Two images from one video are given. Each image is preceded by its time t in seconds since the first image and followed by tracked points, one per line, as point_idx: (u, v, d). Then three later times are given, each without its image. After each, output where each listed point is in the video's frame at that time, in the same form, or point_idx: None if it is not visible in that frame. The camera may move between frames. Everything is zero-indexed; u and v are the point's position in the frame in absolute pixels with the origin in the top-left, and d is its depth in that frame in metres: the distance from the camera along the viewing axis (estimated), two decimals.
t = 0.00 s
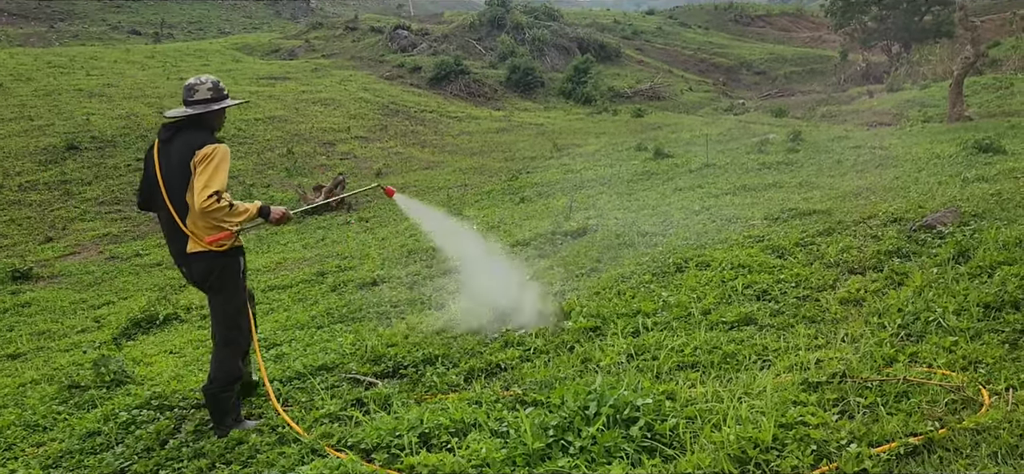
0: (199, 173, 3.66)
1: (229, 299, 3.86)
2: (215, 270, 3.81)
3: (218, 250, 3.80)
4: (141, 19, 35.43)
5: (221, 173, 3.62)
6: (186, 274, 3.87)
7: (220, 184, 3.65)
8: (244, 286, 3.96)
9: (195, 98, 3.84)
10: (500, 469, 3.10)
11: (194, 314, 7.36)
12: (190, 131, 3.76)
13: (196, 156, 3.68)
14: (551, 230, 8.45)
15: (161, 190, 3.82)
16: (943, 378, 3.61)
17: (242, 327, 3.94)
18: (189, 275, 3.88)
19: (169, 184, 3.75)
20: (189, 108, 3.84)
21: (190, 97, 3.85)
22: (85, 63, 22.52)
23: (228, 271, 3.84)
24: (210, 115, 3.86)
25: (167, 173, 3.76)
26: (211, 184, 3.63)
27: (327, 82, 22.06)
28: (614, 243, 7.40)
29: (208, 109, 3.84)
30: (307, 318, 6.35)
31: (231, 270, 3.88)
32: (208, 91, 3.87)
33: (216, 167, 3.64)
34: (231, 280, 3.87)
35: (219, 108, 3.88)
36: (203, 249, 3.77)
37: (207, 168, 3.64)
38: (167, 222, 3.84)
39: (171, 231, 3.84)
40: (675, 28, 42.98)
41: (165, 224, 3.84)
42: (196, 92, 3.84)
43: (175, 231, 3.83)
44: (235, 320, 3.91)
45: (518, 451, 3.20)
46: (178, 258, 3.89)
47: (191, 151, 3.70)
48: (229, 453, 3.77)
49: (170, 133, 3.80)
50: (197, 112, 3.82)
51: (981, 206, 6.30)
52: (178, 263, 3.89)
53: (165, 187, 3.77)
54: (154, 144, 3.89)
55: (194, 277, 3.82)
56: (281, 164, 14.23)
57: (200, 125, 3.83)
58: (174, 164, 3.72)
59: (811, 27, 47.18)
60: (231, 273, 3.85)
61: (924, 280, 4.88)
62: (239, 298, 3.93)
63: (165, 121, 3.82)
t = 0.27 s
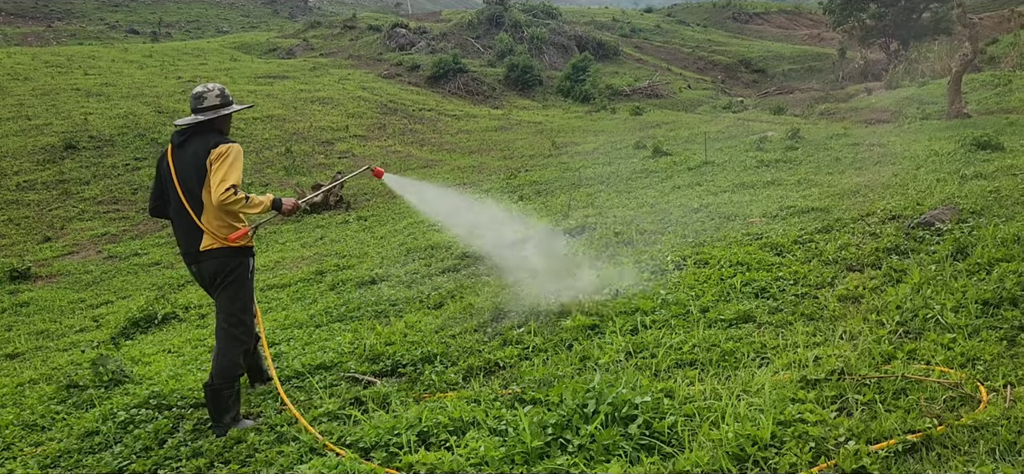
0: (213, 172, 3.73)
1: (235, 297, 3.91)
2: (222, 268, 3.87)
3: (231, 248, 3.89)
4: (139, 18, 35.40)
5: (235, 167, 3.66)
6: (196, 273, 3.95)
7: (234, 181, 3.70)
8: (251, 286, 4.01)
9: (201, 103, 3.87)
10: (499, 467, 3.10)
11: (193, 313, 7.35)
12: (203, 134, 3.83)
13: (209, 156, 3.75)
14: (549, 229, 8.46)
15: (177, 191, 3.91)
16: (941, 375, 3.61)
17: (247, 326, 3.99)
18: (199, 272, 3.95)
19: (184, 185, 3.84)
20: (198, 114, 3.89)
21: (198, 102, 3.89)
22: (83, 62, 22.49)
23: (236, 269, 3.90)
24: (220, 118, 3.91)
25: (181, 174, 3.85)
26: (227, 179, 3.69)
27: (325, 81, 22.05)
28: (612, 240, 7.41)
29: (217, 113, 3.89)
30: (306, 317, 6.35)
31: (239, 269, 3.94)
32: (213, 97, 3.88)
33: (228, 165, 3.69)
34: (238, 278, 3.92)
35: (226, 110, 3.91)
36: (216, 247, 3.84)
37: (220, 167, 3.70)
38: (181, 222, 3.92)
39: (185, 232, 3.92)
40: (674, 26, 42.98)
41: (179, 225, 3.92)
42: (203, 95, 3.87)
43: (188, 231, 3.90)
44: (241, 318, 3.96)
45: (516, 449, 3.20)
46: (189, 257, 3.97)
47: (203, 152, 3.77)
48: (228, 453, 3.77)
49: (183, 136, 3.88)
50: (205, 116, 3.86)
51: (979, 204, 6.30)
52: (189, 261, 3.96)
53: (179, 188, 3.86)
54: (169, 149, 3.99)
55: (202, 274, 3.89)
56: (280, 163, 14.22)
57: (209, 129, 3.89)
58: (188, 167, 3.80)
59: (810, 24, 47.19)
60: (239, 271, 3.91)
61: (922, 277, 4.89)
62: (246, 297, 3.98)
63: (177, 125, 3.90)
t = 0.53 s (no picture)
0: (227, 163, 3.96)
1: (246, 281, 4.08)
2: (234, 253, 4.04)
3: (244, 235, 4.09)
4: (136, 16, 35.31)
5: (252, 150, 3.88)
6: (207, 260, 4.12)
7: (252, 168, 3.93)
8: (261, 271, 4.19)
9: (203, 101, 4.06)
10: (498, 464, 3.10)
11: (191, 311, 7.34)
12: (212, 129, 4.05)
13: (223, 149, 3.98)
14: (547, 225, 8.48)
15: (187, 185, 4.10)
16: (938, 371, 3.62)
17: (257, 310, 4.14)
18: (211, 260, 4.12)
19: (196, 177, 4.03)
20: (198, 113, 4.06)
21: (198, 101, 4.08)
22: (79, 60, 22.42)
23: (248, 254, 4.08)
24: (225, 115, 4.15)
25: (192, 168, 4.05)
26: (248, 166, 3.92)
27: (322, 78, 22.01)
28: (611, 238, 7.41)
29: (221, 109, 4.11)
30: (304, 315, 6.34)
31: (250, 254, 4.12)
32: (215, 96, 4.09)
33: (244, 154, 3.93)
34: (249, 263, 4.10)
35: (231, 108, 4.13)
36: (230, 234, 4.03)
37: (236, 157, 3.93)
38: (193, 214, 4.10)
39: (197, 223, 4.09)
40: (671, 22, 42.98)
41: (192, 217, 4.09)
42: (206, 92, 4.08)
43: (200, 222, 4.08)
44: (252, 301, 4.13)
45: (515, 446, 3.20)
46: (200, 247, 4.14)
47: (216, 145, 4.00)
48: (226, 451, 3.76)
49: (191, 132, 4.08)
50: (210, 112, 4.08)
51: (976, 200, 6.31)
52: (200, 251, 4.13)
53: (190, 181, 4.05)
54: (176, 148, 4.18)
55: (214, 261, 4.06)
56: (277, 161, 14.19)
57: (216, 124, 4.10)
58: (201, 161, 4.02)
59: (807, 21, 47.17)
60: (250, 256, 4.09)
61: (920, 273, 4.89)
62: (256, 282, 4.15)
63: (183, 123, 4.08)
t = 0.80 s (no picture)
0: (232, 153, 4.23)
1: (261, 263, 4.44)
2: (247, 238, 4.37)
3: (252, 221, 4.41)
4: (132, 14, 35.20)
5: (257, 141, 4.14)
6: (215, 248, 4.35)
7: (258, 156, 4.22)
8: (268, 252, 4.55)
9: (200, 93, 4.26)
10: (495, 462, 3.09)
11: (188, 310, 7.33)
12: (214, 120, 4.30)
13: (226, 139, 4.25)
14: (545, 223, 8.47)
15: (193, 176, 4.33)
16: (936, 366, 3.63)
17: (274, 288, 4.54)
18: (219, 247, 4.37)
19: (203, 167, 4.27)
20: (196, 104, 4.27)
21: (195, 92, 4.27)
22: (75, 58, 22.34)
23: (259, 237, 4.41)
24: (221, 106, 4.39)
25: (197, 158, 4.28)
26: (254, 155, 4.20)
27: (319, 76, 21.96)
28: (608, 235, 7.41)
29: (218, 100, 4.33)
30: (301, 312, 6.33)
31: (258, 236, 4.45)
32: (212, 86, 4.29)
33: (249, 144, 4.21)
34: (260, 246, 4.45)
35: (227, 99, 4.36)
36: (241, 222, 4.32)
37: (241, 147, 4.20)
38: (202, 204, 4.33)
39: (204, 212, 4.33)
40: (669, 20, 42.98)
41: (202, 206, 4.32)
42: (202, 84, 4.27)
43: (208, 211, 4.32)
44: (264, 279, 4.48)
45: (512, 444, 3.20)
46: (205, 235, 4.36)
47: (219, 136, 4.25)
48: (224, 449, 3.76)
49: (193, 124, 4.31)
50: (207, 102, 4.28)
51: (973, 196, 6.31)
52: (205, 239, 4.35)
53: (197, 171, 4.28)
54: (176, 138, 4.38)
55: (227, 247, 4.33)
56: (274, 159, 14.17)
57: (214, 115, 4.34)
58: (206, 152, 4.25)
59: (804, 18, 47.16)
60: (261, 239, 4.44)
61: (917, 269, 4.90)
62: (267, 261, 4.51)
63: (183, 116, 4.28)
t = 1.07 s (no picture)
0: (239, 150, 4.31)
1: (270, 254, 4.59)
2: (255, 232, 4.48)
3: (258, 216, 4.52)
4: (130, 12, 35.14)
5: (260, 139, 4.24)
6: (223, 243, 4.40)
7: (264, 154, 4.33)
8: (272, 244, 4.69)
9: (204, 91, 4.28)
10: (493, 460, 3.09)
11: (186, 308, 7.33)
12: (218, 118, 4.35)
13: (232, 137, 4.33)
14: (543, 221, 8.47)
15: (197, 173, 4.35)
16: (933, 364, 3.64)
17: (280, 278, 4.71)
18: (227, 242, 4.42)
19: (208, 164, 4.32)
20: (198, 102, 4.27)
21: (198, 90, 4.28)
22: (72, 57, 22.28)
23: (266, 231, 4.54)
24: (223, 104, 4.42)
25: (202, 155, 4.31)
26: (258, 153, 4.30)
27: (317, 74, 21.93)
28: (606, 233, 7.41)
29: (221, 99, 4.36)
30: (299, 311, 6.33)
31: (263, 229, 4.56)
32: (216, 86, 4.30)
33: (253, 142, 4.31)
34: (267, 238, 4.58)
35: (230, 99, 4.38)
36: (249, 217, 4.41)
37: (248, 145, 4.29)
38: (208, 200, 4.35)
39: (211, 209, 4.36)
40: (667, 18, 42.99)
41: (209, 202, 4.35)
42: (205, 83, 4.29)
43: (215, 207, 4.36)
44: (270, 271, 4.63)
45: (509, 442, 3.19)
46: (212, 231, 4.38)
47: (225, 134, 4.32)
48: (221, 448, 3.76)
49: (195, 122, 4.34)
50: (212, 102, 4.30)
51: (971, 194, 6.32)
52: (213, 236, 4.37)
53: (202, 168, 4.32)
54: (176, 136, 4.38)
55: (239, 241, 4.41)
56: (272, 157, 14.15)
57: (218, 113, 4.38)
58: (212, 149, 4.30)
59: (802, 15, 47.18)
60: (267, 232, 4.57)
61: (915, 267, 4.90)
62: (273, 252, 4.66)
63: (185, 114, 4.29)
